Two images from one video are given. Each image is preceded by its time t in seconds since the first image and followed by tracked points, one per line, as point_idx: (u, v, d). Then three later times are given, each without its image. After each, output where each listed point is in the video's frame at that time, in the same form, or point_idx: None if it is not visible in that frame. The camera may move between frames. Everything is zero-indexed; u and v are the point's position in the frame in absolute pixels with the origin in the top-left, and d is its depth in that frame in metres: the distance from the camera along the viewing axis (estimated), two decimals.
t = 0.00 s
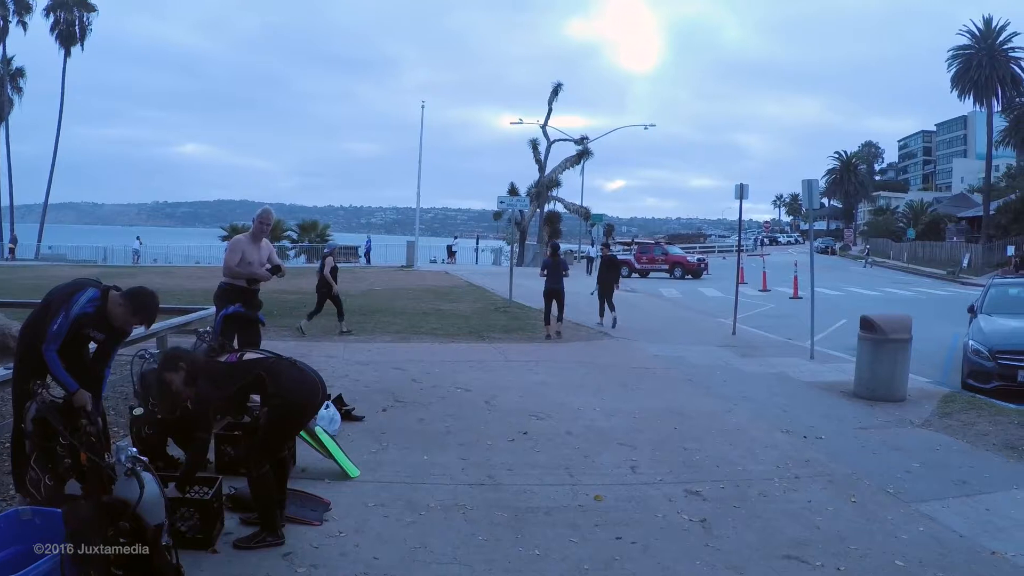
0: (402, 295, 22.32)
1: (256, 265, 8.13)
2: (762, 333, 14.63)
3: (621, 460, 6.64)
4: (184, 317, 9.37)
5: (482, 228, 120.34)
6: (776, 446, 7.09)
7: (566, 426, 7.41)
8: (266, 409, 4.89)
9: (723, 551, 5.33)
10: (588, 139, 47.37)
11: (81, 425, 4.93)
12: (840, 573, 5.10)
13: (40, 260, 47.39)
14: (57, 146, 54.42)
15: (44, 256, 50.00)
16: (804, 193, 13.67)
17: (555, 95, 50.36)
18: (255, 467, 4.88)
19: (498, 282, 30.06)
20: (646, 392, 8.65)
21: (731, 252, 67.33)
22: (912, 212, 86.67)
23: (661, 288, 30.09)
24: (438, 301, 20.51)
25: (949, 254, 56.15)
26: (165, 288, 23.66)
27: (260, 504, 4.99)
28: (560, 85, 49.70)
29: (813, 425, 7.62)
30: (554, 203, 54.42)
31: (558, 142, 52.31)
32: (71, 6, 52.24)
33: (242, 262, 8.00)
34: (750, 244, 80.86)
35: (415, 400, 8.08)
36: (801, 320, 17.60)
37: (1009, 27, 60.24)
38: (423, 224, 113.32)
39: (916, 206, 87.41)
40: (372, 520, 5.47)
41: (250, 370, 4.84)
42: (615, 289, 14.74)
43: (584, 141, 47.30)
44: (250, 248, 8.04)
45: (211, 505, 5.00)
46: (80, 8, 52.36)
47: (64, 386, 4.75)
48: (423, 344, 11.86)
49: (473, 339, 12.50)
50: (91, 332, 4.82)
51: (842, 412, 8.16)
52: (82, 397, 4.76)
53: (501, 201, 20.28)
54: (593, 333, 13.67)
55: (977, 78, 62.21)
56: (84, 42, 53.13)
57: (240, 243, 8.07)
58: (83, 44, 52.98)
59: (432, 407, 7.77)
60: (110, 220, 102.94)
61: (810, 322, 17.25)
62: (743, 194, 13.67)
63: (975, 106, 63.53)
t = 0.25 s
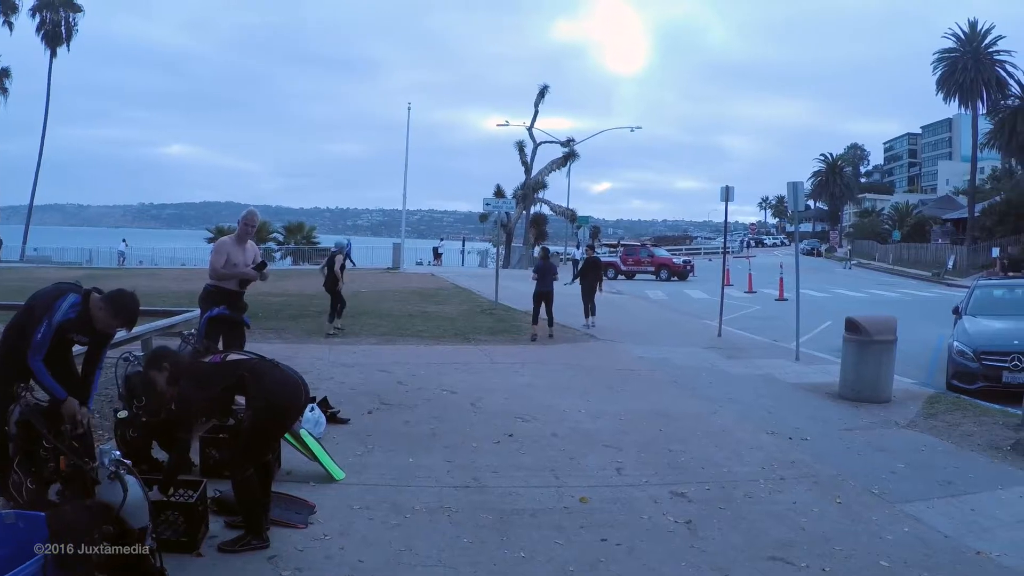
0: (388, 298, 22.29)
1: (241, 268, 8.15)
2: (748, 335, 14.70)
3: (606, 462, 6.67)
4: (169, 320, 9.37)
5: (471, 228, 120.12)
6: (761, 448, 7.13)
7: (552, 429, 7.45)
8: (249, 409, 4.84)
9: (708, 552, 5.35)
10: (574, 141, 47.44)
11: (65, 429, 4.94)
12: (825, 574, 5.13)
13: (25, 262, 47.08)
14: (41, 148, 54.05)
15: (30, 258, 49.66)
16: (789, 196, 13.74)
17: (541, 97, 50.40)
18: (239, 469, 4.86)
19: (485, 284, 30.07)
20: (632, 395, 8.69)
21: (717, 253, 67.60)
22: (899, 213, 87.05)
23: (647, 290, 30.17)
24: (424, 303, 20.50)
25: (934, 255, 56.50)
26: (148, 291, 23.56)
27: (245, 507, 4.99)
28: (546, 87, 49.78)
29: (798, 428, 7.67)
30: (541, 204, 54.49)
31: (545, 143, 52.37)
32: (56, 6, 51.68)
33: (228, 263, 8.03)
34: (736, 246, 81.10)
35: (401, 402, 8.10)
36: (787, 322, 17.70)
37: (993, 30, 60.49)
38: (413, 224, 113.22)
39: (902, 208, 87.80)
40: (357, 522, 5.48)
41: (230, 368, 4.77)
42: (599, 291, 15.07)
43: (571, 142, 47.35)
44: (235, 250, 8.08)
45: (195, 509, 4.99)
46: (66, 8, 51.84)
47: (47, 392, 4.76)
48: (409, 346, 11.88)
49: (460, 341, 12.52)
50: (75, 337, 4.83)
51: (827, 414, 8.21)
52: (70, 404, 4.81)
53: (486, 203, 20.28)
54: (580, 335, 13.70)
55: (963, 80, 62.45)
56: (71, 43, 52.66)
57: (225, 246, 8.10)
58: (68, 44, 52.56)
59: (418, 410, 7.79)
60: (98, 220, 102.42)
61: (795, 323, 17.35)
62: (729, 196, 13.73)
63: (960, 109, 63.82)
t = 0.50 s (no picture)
0: (377, 298, 22.25)
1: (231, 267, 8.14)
2: (737, 334, 14.75)
3: (595, 461, 6.70)
4: (158, 319, 9.37)
5: (460, 228, 119.91)
6: (751, 446, 7.15)
7: (542, 428, 7.47)
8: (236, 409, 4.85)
9: (697, 551, 5.37)
10: (563, 140, 47.43)
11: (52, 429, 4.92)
12: (814, 571, 5.15)
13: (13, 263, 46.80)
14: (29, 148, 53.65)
15: (17, 259, 49.35)
16: (777, 194, 13.76)
17: (530, 96, 50.34)
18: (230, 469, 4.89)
19: (474, 283, 30.04)
20: (621, 393, 8.72)
21: (706, 252, 67.78)
22: (889, 212, 87.20)
23: (635, 289, 30.23)
24: (414, 302, 20.48)
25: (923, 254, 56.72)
26: (134, 293, 23.46)
27: (234, 507, 5.00)
28: (536, 86, 49.73)
29: (787, 426, 7.71)
30: (531, 204, 54.47)
31: (535, 143, 52.34)
32: (44, 5, 50.74)
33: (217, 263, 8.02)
34: (724, 246, 81.22)
35: (390, 401, 8.11)
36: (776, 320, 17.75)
37: (981, 29, 60.52)
38: (405, 223, 113.10)
39: (891, 207, 88.06)
40: (346, 522, 5.49)
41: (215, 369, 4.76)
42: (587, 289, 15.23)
43: (560, 142, 47.33)
44: (225, 250, 8.07)
45: (185, 509, 4.99)
46: (53, 7, 51.07)
47: (34, 393, 4.75)
48: (399, 345, 11.88)
49: (449, 340, 12.52)
50: (62, 338, 4.82)
51: (816, 412, 8.24)
52: (57, 404, 4.76)
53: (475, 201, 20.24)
54: (570, 334, 13.71)
55: (952, 79, 62.50)
56: (59, 42, 52.08)
57: (215, 245, 8.09)
58: (57, 43, 51.96)
59: (407, 409, 7.80)
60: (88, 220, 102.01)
61: (785, 322, 17.40)
62: (718, 194, 13.75)
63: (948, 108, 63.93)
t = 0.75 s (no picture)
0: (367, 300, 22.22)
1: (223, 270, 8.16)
2: (729, 334, 14.79)
3: (586, 462, 6.72)
4: (149, 322, 9.34)
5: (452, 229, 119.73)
6: (742, 447, 7.18)
7: (533, 429, 7.49)
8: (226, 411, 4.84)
9: (688, 552, 5.39)
10: (554, 141, 47.46)
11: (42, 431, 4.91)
12: (805, 572, 5.16)
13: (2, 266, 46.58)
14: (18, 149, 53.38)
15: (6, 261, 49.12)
16: (768, 194, 13.78)
17: (522, 97, 50.30)
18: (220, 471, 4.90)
19: (466, 285, 30.05)
20: (613, 395, 8.74)
21: (698, 253, 67.92)
22: (880, 212, 87.42)
23: (627, 290, 30.28)
24: (404, 304, 20.46)
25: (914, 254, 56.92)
26: (122, 296, 23.36)
27: (225, 510, 5.01)
28: (527, 87, 49.78)
29: (778, 427, 7.74)
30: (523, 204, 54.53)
31: (527, 143, 52.25)
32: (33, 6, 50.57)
33: (209, 266, 8.04)
34: (715, 247, 81.32)
35: (381, 403, 8.12)
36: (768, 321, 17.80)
37: (971, 30, 60.66)
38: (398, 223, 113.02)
39: (882, 208, 88.31)
40: (337, 524, 5.50)
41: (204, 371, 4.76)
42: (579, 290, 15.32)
43: (552, 143, 47.39)
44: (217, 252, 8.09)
45: (175, 511, 4.98)
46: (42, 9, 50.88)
47: (24, 396, 4.73)
48: (390, 347, 11.88)
49: (441, 342, 12.52)
50: (51, 341, 4.81)
51: (808, 413, 8.26)
52: (48, 407, 4.75)
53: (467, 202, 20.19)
54: (561, 335, 13.73)
55: (943, 80, 62.77)
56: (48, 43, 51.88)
57: (207, 248, 8.12)
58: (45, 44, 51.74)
59: (398, 411, 7.81)
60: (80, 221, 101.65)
61: (776, 322, 17.45)
62: (709, 195, 13.77)
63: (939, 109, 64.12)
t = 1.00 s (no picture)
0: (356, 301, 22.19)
1: (212, 274, 8.17)
2: (719, 334, 14.83)
3: (577, 462, 6.74)
4: (139, 324, 9.33)
5: (443, 229, 119.66)
6: (732, 446, 7.20)
7: (523, 429, 7.50)
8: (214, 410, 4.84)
9: (679, 551, 5.41)
10: (544, 141, 47.47)
11: (32, 433, 4.93)
12: (795, 569, 5.19)
13: None
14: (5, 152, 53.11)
15: None
16: (757, 193, 13.81)
17: (511, 97, 50.23)
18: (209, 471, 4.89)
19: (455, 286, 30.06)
20: (603, 395, 8.76)
21: (687, 253, 68.05)
22: (870, 211, 87.63)
23: (617, 290, 30.34)
24: (394, 305, 20.45)
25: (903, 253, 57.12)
26: (110, 299, 23.29)
27: (214, 511, 5.00)
28: (516, 87, 49.77)
29: (768, 426, 7.77)
30: (513, 205, 54.55)
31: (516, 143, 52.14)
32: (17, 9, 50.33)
33: (197, 268, 8.05)
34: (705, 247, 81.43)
35: (371, 404, 8.13)
36: (758, 320, 17.85)
37: (959, 28, 60.78)
38: (390, 223, 112.94)
39: (871, 207, 88.57)
40: (327, 526, 5.51)
41: (192, 369, 4.76)
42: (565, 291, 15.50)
43: (541, 143, 47.44)
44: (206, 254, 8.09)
45: (165, 513, 4.98)
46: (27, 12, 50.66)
47: (14, 398, 4.73)
48: (380, 348, 11.88)
49: (431, 343, 12.53)
50: (39, 343, 4.80)
51: (798, 412, 8.29)
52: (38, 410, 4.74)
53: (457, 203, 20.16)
54: (551, 335, 13.75)
55: (931, 79, 62.85)
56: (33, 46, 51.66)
57: (197, 251, 8.14)
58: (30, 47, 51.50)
59: (388, 412, 7.82)
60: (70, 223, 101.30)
61: (766, 321, 17.50)
62: (698, 195, 13.79)
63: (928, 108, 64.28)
